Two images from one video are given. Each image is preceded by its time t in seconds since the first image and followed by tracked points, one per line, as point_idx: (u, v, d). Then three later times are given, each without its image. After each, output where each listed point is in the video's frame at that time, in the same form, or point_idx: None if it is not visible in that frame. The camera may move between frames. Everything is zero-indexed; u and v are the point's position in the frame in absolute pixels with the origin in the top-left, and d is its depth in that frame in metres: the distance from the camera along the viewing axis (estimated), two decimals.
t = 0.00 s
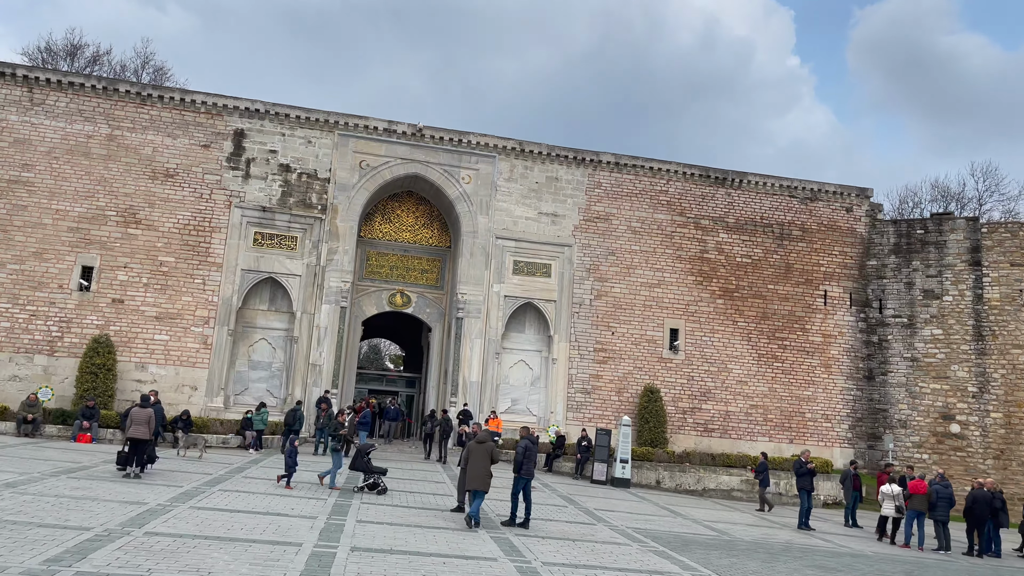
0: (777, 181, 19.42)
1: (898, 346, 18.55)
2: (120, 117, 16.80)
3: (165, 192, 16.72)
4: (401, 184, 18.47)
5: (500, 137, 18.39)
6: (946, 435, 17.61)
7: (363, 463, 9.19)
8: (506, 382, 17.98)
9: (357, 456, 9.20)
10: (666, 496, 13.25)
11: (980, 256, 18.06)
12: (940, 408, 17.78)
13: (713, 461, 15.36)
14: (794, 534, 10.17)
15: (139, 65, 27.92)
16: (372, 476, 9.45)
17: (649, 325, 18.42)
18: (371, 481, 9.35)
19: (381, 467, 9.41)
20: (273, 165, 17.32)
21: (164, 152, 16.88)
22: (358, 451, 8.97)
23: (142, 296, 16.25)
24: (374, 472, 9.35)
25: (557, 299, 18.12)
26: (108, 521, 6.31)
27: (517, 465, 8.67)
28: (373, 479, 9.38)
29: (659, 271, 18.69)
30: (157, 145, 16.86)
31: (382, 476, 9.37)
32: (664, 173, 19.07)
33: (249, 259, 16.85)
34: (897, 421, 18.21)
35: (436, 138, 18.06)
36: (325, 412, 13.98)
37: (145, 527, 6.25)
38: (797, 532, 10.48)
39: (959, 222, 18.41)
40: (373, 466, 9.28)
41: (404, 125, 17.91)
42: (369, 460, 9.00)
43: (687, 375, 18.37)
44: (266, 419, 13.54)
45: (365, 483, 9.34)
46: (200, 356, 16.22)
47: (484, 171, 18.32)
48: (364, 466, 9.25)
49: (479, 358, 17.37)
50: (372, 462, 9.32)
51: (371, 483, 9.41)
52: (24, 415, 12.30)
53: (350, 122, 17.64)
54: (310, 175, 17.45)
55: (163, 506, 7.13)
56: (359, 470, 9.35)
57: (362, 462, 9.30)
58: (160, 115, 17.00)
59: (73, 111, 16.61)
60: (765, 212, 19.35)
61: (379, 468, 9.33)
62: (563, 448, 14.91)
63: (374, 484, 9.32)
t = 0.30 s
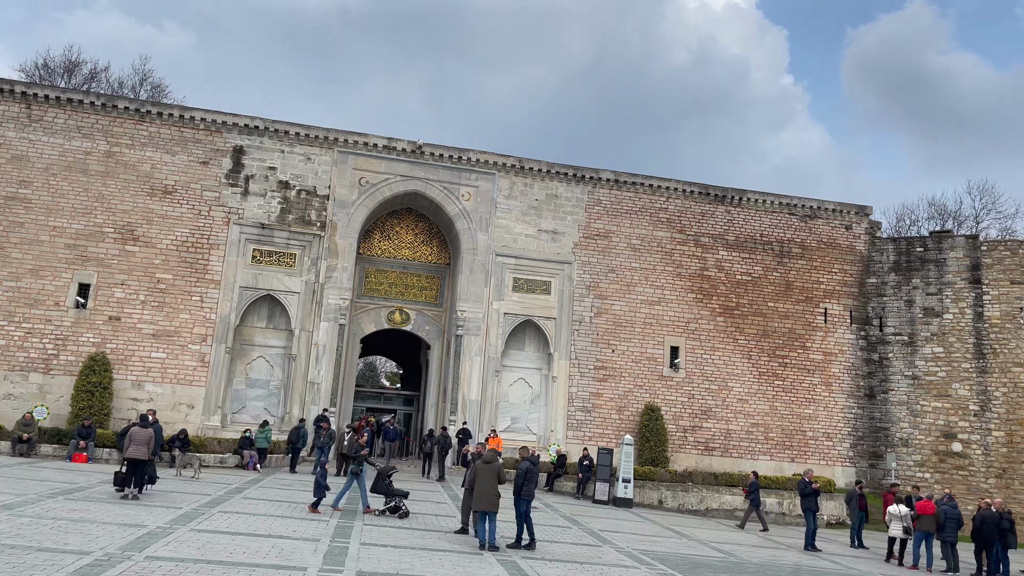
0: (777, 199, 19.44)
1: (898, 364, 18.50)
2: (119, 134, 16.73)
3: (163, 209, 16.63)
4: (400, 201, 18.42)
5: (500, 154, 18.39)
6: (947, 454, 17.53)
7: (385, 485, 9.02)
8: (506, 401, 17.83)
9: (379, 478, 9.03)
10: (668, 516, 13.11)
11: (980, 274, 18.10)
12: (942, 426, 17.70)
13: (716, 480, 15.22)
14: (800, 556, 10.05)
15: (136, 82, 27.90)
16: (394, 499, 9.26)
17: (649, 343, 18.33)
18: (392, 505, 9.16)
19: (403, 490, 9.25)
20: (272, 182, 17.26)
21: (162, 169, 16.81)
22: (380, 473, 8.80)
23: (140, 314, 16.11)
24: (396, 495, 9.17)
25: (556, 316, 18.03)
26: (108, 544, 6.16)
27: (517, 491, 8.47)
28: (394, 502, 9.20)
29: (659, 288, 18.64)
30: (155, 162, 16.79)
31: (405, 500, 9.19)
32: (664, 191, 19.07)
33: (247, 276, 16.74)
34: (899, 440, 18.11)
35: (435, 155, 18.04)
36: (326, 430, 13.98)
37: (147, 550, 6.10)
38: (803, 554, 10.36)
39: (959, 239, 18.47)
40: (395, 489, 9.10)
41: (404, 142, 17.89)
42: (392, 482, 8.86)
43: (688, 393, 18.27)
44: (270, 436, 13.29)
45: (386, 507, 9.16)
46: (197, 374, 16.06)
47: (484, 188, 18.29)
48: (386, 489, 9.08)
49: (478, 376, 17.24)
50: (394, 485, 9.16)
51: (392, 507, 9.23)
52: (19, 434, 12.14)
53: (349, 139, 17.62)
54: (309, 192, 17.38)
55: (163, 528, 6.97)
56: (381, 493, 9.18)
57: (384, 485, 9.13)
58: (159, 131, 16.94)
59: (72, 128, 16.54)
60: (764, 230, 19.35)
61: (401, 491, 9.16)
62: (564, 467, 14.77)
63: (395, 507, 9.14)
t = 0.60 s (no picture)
0: (776, 213, 19.46)
1: (898, 378, 18.47)
2: (117, 146, 16.66)
3: (161, 222, 16.54)
4: (399, 214, 18.36)
5: (499, 167, 18.37)
6: (949, 469, 17.47)
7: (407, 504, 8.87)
8: (506, 415, 17.70)
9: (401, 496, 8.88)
10: (671, 532, 13.00)
11: (980, 288, 18.14)
12: (943, 440, 17.66)
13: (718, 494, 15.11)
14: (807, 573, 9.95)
15: (134, 95, 27.85)
16: (416, 517, 9.12)
17: (649, 357, 18.26)
18: (415, 524, 9.02)
19: (425, 508, 9.12)
20: (271, 194, 17.19)
21: (161, 181, 16.73)
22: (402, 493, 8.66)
23: (136, 327, 15.97)
24: (419, 514, 9.04)
25: (556, 330, 17.95)
26: (108, 562, 6.04)
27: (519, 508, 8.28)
28: (417, 521, 9.05)
29: (659, 302, 18.59)
30: (153, 174, 16.71)
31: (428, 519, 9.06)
32: (663, 204, 19.07)
33: (245, 289, 16.64)
34: (900, 454, 18.04)
35: (435, 168, 18.01)
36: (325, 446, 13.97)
37: (147, 568, 5.98)
38: (809, 570, 10.26)
39: (958, 253, 18.52)
40: (417, 507, 8.96)
41: (403, 155, 17.86)
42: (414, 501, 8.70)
43: (688, 407, 18.18)
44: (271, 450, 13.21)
45: (409, 526, 9.02)
46: (194, 388, 15.91)
47: (483, 201, 18.25)
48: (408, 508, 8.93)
49: (478, 390, 17.14)
50: (415, 503, 9.01)
51: (415, 526, 9.10)
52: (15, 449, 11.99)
53: (349, 152, 17.59)
54: (308, 204, 17.32)
55: (163, 546, 6.84)
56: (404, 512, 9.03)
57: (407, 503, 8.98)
58: (157, 144, 16.88)
59: (70, 140, 16.46)
60: (764, 244, 19.35)
61: (423, 509, 9.02)
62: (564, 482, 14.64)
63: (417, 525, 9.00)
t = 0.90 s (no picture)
0: (775, 223, 19.48)
1: (898, 389, 18.47)
2: (115, 154, 16.56)
3: (159, 231, 16.44)
4: (398, 223, 18.30)
5: (499, 176, 18.34)
6: (948, 479, 17.48)
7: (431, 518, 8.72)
8: (505, 425, 17.60)
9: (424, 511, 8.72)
10: (673, 544, 12.93)
11: (979, 298, 18.20)
12: (943, 451, 17.67)
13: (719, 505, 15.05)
14: None
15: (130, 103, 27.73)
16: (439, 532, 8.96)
17: (649, 367, 18.21)
18: (438, 539, 8.88)
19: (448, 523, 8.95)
20: (269, 203, 17.11)
21: (158, 190, 16.63)
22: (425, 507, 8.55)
23: (133, 336, 15.84)
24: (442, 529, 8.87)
25: (555, 339, 17.89)
26: None
27: (531, 515, 8.21)
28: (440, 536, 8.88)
29: (659, 311, 18.56)
30: (151, 182, 16.62)
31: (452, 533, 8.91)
32: (662, 214, 19.07)
33: (243, 298, 16.54)
34: (899, 464, 18.03)
35: (434, 177, 17.97)
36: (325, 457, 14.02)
37: None
38: None
39: (957, 263, 18.58)
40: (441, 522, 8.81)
41: (402, 164, 17.82)
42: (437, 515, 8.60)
43: (688, 417, 18.12)
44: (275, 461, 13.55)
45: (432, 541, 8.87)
46: (191, 398, 15.78)
47: (483, 211, 18.21)
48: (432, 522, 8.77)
49: (477, 400, 17.05)
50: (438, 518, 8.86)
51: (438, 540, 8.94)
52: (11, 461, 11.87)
53: (348, 161, 17.54)
54: (307, 213, 17.25)
55: (165, 560, 6.74)
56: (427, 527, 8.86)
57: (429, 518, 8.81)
58: (155, 152, 16.79)
59: (67, 148, 16.36)
60: (763, 253, 19.36)
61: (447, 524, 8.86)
62: (565, 493, 14.56)
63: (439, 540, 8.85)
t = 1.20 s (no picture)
0: (773, 228, 19.52)
1: (896, 394, 18.52)
2: (112, 159, 16.48)
3: (156, 235, 16.35)
4: (397, 228, 18.26)
5: (498, 182, 18.33)
6: (946, 485, 17.53)
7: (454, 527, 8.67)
8: (504, 431, 17.54)
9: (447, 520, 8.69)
10: (673, 550, 12.89)
11: (976, 304, 18.27)
12: (940, 457, 17.73)
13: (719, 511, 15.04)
14: None
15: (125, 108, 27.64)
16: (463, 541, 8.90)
17: (648, 372, 18.20)
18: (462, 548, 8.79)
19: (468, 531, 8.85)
20: (268, 208, 17.06)
21: (156, 194, 16.56)
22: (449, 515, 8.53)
23: (130, 342, 15.74)
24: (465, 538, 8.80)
25: (554, 345, 17.85)
26: None
27: (536, 523, 8.19)
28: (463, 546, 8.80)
29: (658, 317, 18.56)
30: (149, 187, 16.54)
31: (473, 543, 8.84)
32: (661, 220, 19.09)
33: (241, 303, 16.45)
34: (897, 470, 18.06)
35: (432, 182, 17.95)
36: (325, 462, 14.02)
37: None
38: None
39: (954, 270, 18.66)
40: (464, 531, 8.72)
41: (401, 169, 17.79)
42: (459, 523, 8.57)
43: (686, 423, 18.11)
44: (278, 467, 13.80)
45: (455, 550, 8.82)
46: (189, 404, 15.69)
47: (481, 216, 18.18)
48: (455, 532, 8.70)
49: (476, 406, 17.00)
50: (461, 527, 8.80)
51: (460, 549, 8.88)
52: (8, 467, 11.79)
53: (346, 166, 17.50)
54: (305, 218, 17.19)
55: (168, 567, 6.67)
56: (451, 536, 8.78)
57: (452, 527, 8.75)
58: (153, 156, 16.72)
59: (64, 153, 16.28)
60: (761, 259, 19.40)
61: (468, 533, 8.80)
62: (564, 499, 14.52)
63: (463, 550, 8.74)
